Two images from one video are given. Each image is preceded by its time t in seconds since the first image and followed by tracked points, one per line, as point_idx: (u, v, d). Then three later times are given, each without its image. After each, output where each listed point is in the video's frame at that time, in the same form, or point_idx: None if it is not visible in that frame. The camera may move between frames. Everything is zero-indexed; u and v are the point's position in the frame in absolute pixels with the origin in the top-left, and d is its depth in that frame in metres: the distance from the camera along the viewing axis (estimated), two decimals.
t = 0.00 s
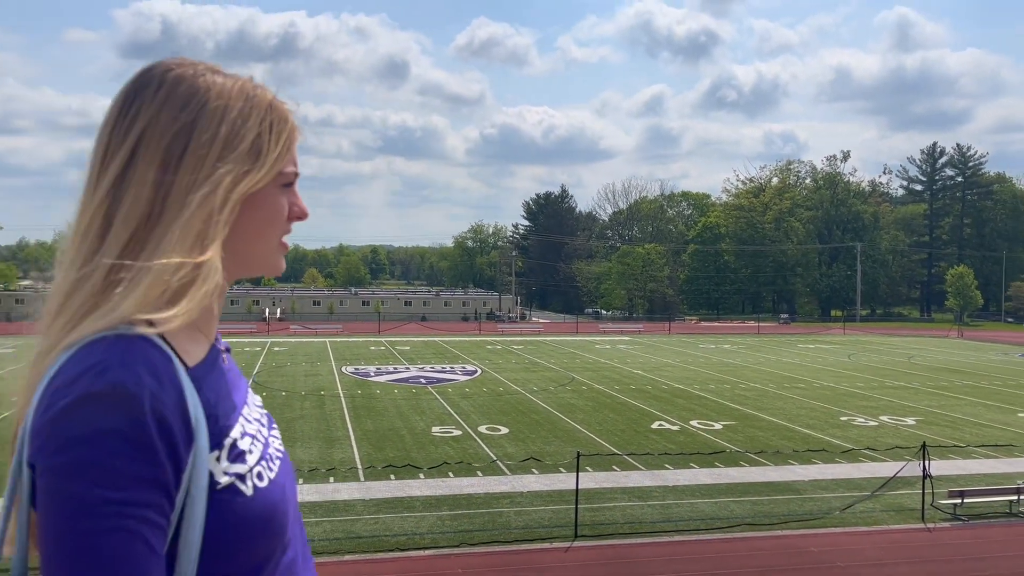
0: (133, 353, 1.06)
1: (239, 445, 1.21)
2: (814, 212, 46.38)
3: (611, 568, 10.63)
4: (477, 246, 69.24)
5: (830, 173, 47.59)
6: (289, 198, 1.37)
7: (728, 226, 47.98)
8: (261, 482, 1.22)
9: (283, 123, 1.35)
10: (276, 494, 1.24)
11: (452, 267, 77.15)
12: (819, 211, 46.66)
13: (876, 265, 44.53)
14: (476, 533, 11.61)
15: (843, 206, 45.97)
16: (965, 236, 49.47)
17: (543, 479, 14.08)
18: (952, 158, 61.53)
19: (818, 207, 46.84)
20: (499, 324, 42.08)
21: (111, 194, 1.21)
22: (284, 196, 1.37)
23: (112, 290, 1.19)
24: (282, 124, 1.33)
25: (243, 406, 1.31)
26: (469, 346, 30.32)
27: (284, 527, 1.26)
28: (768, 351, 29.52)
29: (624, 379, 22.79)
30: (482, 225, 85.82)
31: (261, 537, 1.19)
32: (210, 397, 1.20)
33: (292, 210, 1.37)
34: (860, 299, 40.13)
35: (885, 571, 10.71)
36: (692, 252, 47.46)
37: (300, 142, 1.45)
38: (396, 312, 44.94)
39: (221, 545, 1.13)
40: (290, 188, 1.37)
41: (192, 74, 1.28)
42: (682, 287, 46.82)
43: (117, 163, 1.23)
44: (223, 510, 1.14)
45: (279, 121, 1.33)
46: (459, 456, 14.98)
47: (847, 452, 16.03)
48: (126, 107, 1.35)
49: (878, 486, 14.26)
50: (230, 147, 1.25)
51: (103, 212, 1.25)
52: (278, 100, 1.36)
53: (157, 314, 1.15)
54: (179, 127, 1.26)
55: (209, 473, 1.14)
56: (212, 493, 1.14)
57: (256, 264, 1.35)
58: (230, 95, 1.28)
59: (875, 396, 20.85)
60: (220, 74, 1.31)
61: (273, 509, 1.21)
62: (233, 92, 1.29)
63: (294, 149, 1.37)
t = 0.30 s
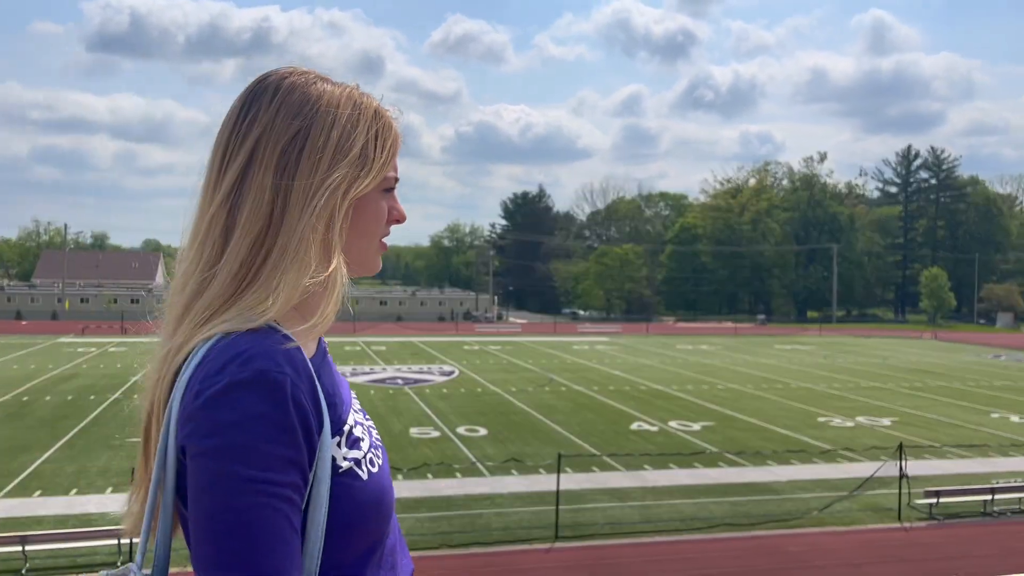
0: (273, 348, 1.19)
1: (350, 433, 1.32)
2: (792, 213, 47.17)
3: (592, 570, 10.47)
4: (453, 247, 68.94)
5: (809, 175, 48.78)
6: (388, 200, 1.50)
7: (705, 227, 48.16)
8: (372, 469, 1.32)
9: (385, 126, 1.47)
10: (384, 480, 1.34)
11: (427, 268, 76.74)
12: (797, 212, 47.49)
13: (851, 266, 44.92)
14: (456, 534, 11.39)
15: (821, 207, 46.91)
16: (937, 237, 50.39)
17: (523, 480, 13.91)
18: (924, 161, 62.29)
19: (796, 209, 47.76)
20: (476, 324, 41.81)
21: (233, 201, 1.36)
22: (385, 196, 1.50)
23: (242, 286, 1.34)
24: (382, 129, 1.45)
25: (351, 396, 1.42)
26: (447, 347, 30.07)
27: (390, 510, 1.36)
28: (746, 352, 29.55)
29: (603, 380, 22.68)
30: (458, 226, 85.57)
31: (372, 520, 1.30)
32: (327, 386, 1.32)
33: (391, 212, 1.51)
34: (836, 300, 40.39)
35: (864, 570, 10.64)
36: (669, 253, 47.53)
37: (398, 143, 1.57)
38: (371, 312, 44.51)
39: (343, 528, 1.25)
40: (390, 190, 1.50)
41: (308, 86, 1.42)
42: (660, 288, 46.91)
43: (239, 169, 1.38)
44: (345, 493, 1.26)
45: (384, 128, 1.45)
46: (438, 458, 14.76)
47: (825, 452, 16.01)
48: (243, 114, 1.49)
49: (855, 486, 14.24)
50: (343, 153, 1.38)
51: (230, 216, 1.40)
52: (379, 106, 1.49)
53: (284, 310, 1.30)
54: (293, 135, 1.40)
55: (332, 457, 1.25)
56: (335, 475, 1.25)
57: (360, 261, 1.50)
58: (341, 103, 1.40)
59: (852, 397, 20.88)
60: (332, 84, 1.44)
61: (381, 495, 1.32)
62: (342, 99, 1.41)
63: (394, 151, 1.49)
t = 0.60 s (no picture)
0: (319, 342, 1.28)
1: (391, 423, 1.41)
2: (768, 214, 47.23)
3: (573, 568, 10.50)
4: (430, 247, 68.93)
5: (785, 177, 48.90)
6: (414, 207, 1.57)
7: (682, 228, 48.53)
8: (409, 456, 1.41)
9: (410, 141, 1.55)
10: (418, 471, 1.43)
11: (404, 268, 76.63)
12: (773, 213, 47.54)
13: (826, 267, 45.45)
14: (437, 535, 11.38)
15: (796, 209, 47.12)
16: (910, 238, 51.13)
17: (503, 480, 13.92)
18: (897, 162, 63.07)
19: (772, 209, 47.78)
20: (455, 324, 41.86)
21: (273, 204, 1.43)
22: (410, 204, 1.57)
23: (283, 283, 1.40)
24: (409, 142, 1.53)
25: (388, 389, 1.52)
26: (426, 347, 30.04)
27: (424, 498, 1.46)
28: (723, 351, 29.78)
29: (582, 379, 22.77)
30: (436, 226, 85.54)
31: (410, 508, 1.39)
32: (365, 382, 1.41)
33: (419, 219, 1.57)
34: (810, 299, 40.88)
35: (840, 565, 10.77)
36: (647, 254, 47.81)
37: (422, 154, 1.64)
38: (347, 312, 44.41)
39: (386, 515, 1.35)
40: (414, 202, 1.57)
41: (340, 99, 1.50)
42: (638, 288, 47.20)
43: (278, 177, 1.45)
44: (388, 479, 1.35)
45: (412, 141, 1.54)
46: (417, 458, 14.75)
47: (801, 450, 16.15)
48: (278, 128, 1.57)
49: (831, 483, 14.39)
50: (378, 163, 1.46)
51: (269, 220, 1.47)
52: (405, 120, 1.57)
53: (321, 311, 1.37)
54: (328, 145, 1.48)
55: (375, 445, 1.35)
56: (378, 462, 1.35)
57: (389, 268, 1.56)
58: (372, 116, 1.48)
59: (827, 396, 21.10)
60: (362, 102, 1.52)
61: (418, 484, 1.41)
62: (373, 113, 1.49)
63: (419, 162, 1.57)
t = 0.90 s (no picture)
0: (324, 341, 1.30)
1: (392, 415, 1.44)
2: (748, 213, 47.31)
3: (557, 567, 10.53)
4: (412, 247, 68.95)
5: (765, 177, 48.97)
6: (410, 204, 1.59)
7: (664, 228, 48.79)
8: (411, 451, 1.44)
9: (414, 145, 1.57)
10: (422, 462, 1.46)
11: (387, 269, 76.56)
12: (753, 211, 47.59)
13: (806, 266, 45.87)
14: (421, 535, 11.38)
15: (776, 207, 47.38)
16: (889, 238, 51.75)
17: (487, 480, 13.94)
18: (876, 163, 63.71)
19: (751, 208, 48.06)
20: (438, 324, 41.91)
21: (277, 208, 1.47)
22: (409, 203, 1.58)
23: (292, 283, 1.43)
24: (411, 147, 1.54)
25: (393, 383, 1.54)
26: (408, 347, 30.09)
27: (427, 492, 1.49)
28: (705, 350, 29.98)
29: (565, 379, 22.84)
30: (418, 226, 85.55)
31: (411, 500, 1.42)
32: (365, 377, 1.44)
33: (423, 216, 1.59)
34: (791, 299, 41.27)
35: (821, 562, 10.87)
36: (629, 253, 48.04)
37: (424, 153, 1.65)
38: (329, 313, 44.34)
39: (387, 505, 1.38)
40: (414, 200, 1.60)
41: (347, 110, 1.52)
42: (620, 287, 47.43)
43: (282, 182, 1.49)
44: (386, 473, 1.38)
45: (410, 142, 1.54)
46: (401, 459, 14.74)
47: (782, 448, 16.27)
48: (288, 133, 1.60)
49: (812, 480, 14.51)
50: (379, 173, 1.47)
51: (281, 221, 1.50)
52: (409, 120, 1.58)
53: (326, 308, 1.40)
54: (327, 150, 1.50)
55: (374, 440, 1.37)
56: (377, 457, 1.37)
57: (392, 267, 1.59)
58: (372, 121, 1.50)
59: (807, 394, 21.30)
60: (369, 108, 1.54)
61: (419, 473, 1.44)
62: (373, 117, 1.51)
63: (423, 162, 1.58)
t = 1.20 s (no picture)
0: (256, 342, 1.39)
1: (369, 422, 1.48)
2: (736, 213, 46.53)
3: (547, 567, 10.59)
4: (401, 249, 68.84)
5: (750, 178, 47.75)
6: (363, 205, 1.66)
7: (653, 230, 48.84)
8: (387, 456, 1.48)
9: (359, 141, 1.66)
10: (399, 471, 1.49)
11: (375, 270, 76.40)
12: (740, 212, 46.81)
13: (795, 266, 46.03)
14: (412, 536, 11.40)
15: (764, 209, 46.50)
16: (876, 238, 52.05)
17: (477, 482, 13.98)
18: (862, 164, 64.08)
19: (739, 209, 46.98)
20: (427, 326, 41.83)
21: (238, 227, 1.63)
22: (357, 201, 1.66)
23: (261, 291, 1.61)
24: (350, 141, 1.63)
25: (381, 393, 1.58)
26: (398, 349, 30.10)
27: (412, 501, 1.51)
28: (694, 350, 30.05)
29: (555, 380, 22.89)
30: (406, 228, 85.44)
31: (385, 506, 1.45)
32: (339, 382, 1.48)
33: (372, 209, 1.66)
34: (779, 300, 41.41)
35: (808, 561, 10.95)
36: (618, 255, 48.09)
37: (384, 152, 1.72)
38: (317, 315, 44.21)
39: (354, 508, 1.42)
40: (371, 199, 1.67)
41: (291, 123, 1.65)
42: (609, 288, 47.49)
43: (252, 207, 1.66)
44: (355, 475, 1.42)
45: (342, 139, 1.63)
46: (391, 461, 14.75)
47: (771, 447, 16.35)
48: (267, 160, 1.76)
49: (801, 480, 14.58)
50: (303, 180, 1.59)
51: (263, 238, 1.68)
52: (356, 118, 1.67)
53: (285, 312, 1.48)
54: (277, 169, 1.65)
55: (340, 442, 1.42)
56: (342, 460, 1.41)
57: (360, 268, 1.68)
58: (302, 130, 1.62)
59: (796, 394, 21.41)
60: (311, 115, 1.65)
61: (396, 479, 1.47)
62: (302, 130, 1.63)
63: (368, 158, 1.66)
